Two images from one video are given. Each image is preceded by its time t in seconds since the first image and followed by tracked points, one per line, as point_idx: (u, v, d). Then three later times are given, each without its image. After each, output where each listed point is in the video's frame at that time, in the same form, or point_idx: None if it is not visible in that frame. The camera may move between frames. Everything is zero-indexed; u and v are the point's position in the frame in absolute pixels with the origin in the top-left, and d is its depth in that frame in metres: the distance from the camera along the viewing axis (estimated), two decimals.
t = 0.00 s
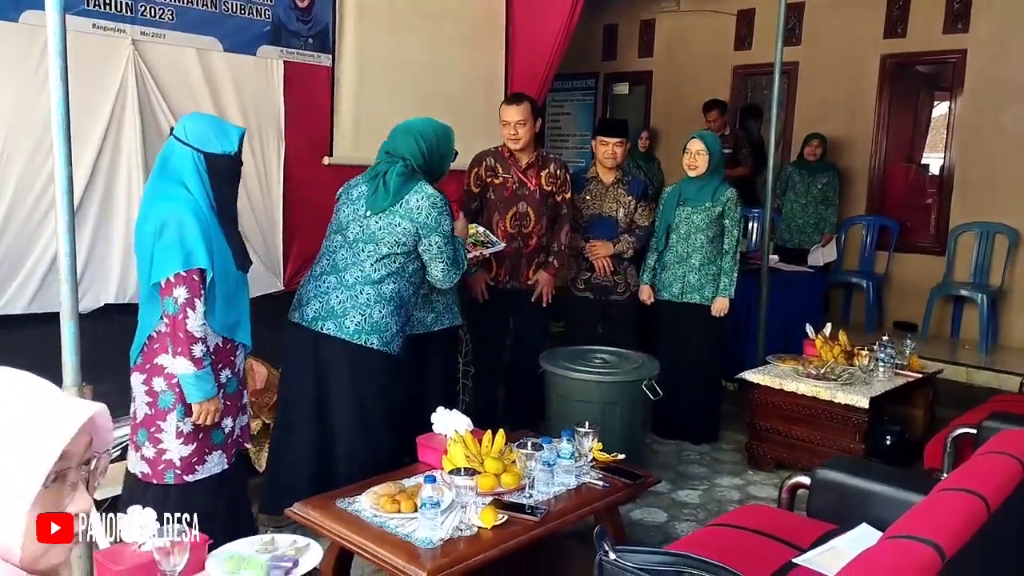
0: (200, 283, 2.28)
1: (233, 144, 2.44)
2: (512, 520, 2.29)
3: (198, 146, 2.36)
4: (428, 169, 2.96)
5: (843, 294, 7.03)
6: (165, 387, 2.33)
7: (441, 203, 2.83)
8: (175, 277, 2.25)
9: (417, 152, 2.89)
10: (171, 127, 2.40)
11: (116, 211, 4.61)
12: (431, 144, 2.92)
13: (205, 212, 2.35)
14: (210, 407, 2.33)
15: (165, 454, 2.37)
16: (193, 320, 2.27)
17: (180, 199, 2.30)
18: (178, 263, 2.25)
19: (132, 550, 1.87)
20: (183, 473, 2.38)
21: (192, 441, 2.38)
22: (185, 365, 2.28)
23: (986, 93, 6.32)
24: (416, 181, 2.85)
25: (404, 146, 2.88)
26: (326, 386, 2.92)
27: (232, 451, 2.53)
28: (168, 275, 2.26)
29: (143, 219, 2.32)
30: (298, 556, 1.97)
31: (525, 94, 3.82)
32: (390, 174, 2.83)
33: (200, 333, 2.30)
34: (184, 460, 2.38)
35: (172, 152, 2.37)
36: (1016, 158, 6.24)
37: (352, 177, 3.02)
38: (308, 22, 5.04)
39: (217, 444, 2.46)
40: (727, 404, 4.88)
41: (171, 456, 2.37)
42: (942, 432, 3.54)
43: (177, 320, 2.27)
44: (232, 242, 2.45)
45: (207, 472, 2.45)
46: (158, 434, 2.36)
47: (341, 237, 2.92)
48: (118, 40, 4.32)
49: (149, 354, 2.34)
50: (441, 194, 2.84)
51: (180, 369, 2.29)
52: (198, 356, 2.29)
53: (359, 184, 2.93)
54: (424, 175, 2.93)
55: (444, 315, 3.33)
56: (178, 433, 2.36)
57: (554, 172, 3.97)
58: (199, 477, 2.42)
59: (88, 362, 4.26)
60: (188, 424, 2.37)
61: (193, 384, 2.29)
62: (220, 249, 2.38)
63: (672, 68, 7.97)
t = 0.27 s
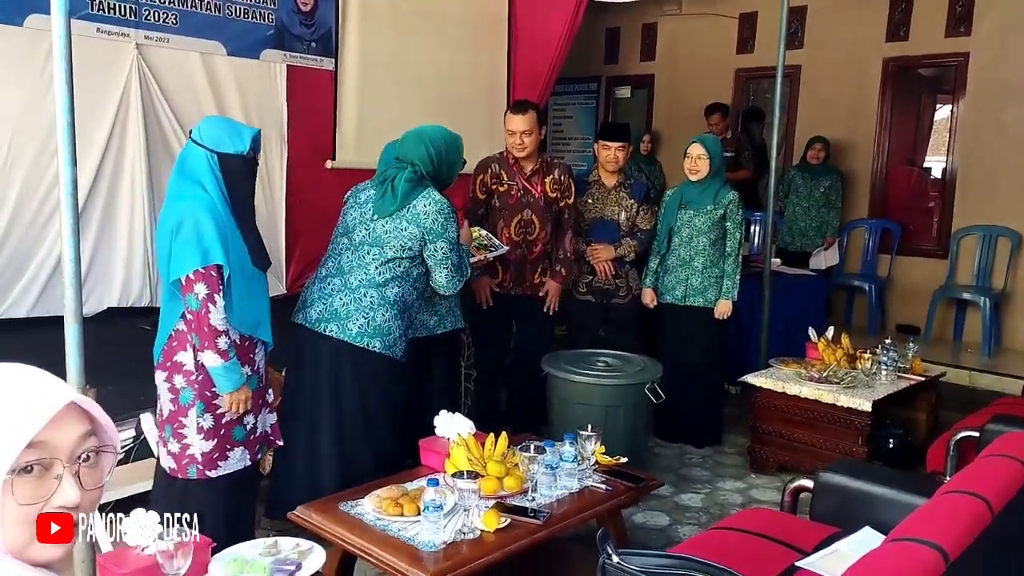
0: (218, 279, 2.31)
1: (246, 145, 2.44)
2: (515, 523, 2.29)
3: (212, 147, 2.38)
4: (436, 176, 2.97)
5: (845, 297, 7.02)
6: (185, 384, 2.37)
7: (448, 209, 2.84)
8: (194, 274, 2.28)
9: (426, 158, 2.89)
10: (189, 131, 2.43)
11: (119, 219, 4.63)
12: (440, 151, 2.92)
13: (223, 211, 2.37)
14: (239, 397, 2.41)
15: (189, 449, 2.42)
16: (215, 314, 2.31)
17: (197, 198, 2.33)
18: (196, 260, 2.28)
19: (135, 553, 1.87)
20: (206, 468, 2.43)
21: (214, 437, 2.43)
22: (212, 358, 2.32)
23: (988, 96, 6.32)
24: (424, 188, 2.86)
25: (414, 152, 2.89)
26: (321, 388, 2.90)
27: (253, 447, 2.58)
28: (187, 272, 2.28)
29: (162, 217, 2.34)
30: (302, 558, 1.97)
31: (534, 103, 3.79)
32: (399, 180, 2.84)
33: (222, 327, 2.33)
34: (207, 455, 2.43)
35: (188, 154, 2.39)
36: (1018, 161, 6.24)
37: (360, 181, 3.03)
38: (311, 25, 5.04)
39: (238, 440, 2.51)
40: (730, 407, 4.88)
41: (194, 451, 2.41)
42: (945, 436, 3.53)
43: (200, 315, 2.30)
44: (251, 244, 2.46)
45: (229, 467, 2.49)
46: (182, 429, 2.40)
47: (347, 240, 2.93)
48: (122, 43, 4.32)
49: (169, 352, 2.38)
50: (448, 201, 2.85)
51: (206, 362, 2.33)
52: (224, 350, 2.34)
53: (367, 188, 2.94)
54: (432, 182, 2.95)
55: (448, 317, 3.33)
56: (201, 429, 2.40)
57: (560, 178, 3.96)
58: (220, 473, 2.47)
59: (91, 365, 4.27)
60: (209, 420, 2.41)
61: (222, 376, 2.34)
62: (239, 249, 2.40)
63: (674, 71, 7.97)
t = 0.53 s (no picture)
0: (231, 271, 2.36)
1: (257, 138, 2.49)
2: (521, 522, 2.29)
3: (224, 141, 2.44)
4: (443, 174, 2.98)
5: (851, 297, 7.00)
6: (203, 376, 2.42)
7: (454, 206, 2.85)
8: (208, 266, 2.33)
9: (433, 154, 2.91)
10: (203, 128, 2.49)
11: (125, 211, 4.59)
12: (447, 148, 2.95)
13: (234, 206, 2.42)
14: (253, 391, 2.43)
15: (210, 442, 2.46)
16: (229, 306, 2.35)
17: (211, 193, 2.39)
18: (209, 252, 2.33)
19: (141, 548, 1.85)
20: (225, 461, 2.48)
21: (231, 429, 2.47)
22: (227, 350, 2.37)
23: (995, 95, 6.30)
24: (430, 184, 2.87)
25: (420, 150, 2.91)
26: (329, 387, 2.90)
27: (271, 442, 2.61)
28: (201, 264, 2.34)
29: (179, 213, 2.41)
30: (306, 557, 1.98)
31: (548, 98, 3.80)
32: (405, 176, 2.86)
33: (236, 318, 2.38)
34: (226, 448, 2.47)
35: (201, 149, 2.46)
36: None
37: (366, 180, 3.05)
38: (316, 23, 5.06)
39: (255, 433, 2.54)
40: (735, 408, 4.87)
41: (214, 444, 2.46)
42: (950, 436, 3.52)
43: (215, 307, 2.35)
44: (265, 240, 2.50)
45: (247, 460, 2.54)
46: (202, 422, 2.45)
47: (354, 238, 2.94)
48: (129, 41, 4.34)
49: (187, 345, 2.44)
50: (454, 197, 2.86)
51: (221, 354, 2.37)
52: (238, 341, 2.38)
53: (373, 186, 2.95)
54: (438, 179, 2.96)
55: (453, 319, 3.32)
56: (219, 421, 2.45)
57: (569, 178, 3.99)
58: (240, 465, 2.51)
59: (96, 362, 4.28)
60: (227, 411, 2.45)
61: (236, 368, 2.37)
62: (253, 243, 2.45)
63: (680, 69, 7.96)
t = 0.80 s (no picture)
0: (247, 266, 2.35)
1: (270, 132, 2.52)
2: (525, 514, 2.28)
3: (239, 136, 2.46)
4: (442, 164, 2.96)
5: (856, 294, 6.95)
6: (219, 371, 2.42)
7: (454, 197, 2.83)
8: (222, 262, 2.34)
9: (432, 144, 2.92)
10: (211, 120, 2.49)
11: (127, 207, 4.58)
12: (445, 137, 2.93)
13: (248, 201, 2.42)
14: (264, 387, 2.42)
15: (224, 437, 2.46)
16: (245, 302, 2.35)
17: (225, 188, 2.40)
18: (225, 249, 2.33)
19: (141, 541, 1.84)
20: (242, 456, 2.47)
21: (246, 423, 2.47)
22: (241, 346, 2.37)
23: (999, 90, 6.29)
24: (429, 176, 2.85)
25: (417, 141, 2.91)
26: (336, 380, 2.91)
27: (284, 435, 2.60)
28: (215, 261, 2.34)
29: (192, 207, 2.42)
30: (311, 548, 1.97)
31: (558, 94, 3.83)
32: (404, 169, 2.84)
33: (251, 315, 2.38)
34: (242, 442, 2.47)
35: (213, 143, 2.47)
36: None
37: (365, 173, 3.02)
38: (318, 21, 5.04)
39: (268, 427, 2.55)
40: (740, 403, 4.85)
41: (229, 440, 2.46)
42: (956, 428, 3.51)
43: (229, 304, 2.36)
44: (276, 234, 2.52)
45: (261, 453, 2.54)
46: (217, 418, 2.45)
47: (356, 233, 2.93)
48: (131, 39, 4.34)
49: (202, 341, 2.43)
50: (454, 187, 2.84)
51: (236, 351, 2.38)
52: (252, 337, 2.38)
53: (373, 180, 2.93)
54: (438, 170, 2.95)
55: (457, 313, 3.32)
56: (234, 416, 2.44)
57: (577, 173, 3.96)
58: (254, 459, 2.51)
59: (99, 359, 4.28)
60: (242, 406, 2.45)
61: (249, 364, 2.38)
62: (268, 239, 2.44)
63: (682, 67, 7.95)
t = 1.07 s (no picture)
0: (269, 267, 2.37)
1: (284, 128, 2.56)
2: (529, 511, 2.28)
3: (256, 133, 2.47)
4: (434, 149, 2.97)
5: (863, 289, 6.94)
6: (239, 371, 2.43)
7: (449, 181, 2.84)
8: (245, 263, 2.35)
9: (421, 130, 2.90)
10: (219, 119, 2.49)
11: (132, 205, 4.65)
12: (433, 122, 2.92)
13: (266, 202, 2.43)
14: (290, 386, 2.44)
15: (245, 437, 2.47)
16: (268, 303, 2.37)
17: (241, 188, 2.39)
18: (247, 250, 2.34)
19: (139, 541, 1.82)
20: (263, 454, 2.49)
21: (267, 422, 2.49)
22: (265, 347, 2.38)
23: (1008, 86, 6.25)
24: (422, 164, 2.86)
25: (404, 128, 2.91)
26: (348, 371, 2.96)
27: (300, 431, 2.62)
28: (237, 262, 2.35)
29: (208, 206, 2.40)
30: (317, 545, 1.98)
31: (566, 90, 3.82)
32: (396, 162, 2.86)
33: (274, 315, 2.39)
34: (263, 441, 2.49)
35: (227, 143, 2.46)
36: None
37: (360, 169, 3.03)
38: (323, 18, 5.03)
39: (285, 424, 2.57)
40: (746, 399, 4.84)
41: (250, 438, 2.47)
42: (964, 426, 3.49)
43: (253, 304, 2.37)
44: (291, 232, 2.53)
45: (280, 450, 2.57)
46: (237, 418, 2.46)
47: (360, 232, 2.95)
48: (137, 37, 4.38)
49: (221, 341, 2.45)
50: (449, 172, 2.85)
51: (259, 351, 2.39)
52: (276, 338, 2.39)
53: (368, 177, 2.94)
54: (432, 156, 2.95)
55: (465, 303, 3.37)
56: (255, 415, 2.46)
57: (582, 169, 3.96)
58: (275, 456, 2.54)
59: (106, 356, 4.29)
60: (263, 405, 2.47)
61: (272, 364, 2.39)
62: (286, 237, 2.45)
63: (689, 62, 7.92)
